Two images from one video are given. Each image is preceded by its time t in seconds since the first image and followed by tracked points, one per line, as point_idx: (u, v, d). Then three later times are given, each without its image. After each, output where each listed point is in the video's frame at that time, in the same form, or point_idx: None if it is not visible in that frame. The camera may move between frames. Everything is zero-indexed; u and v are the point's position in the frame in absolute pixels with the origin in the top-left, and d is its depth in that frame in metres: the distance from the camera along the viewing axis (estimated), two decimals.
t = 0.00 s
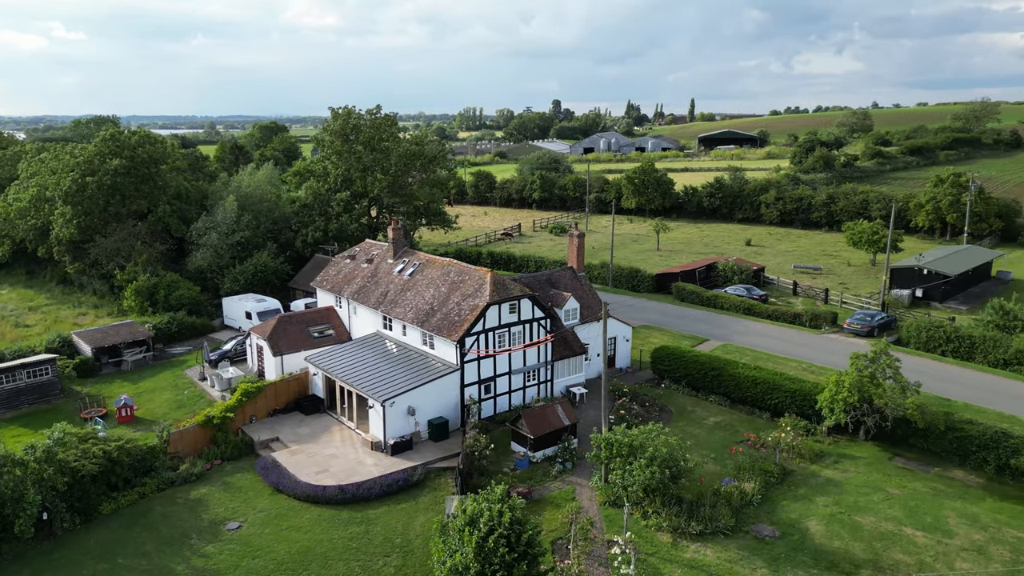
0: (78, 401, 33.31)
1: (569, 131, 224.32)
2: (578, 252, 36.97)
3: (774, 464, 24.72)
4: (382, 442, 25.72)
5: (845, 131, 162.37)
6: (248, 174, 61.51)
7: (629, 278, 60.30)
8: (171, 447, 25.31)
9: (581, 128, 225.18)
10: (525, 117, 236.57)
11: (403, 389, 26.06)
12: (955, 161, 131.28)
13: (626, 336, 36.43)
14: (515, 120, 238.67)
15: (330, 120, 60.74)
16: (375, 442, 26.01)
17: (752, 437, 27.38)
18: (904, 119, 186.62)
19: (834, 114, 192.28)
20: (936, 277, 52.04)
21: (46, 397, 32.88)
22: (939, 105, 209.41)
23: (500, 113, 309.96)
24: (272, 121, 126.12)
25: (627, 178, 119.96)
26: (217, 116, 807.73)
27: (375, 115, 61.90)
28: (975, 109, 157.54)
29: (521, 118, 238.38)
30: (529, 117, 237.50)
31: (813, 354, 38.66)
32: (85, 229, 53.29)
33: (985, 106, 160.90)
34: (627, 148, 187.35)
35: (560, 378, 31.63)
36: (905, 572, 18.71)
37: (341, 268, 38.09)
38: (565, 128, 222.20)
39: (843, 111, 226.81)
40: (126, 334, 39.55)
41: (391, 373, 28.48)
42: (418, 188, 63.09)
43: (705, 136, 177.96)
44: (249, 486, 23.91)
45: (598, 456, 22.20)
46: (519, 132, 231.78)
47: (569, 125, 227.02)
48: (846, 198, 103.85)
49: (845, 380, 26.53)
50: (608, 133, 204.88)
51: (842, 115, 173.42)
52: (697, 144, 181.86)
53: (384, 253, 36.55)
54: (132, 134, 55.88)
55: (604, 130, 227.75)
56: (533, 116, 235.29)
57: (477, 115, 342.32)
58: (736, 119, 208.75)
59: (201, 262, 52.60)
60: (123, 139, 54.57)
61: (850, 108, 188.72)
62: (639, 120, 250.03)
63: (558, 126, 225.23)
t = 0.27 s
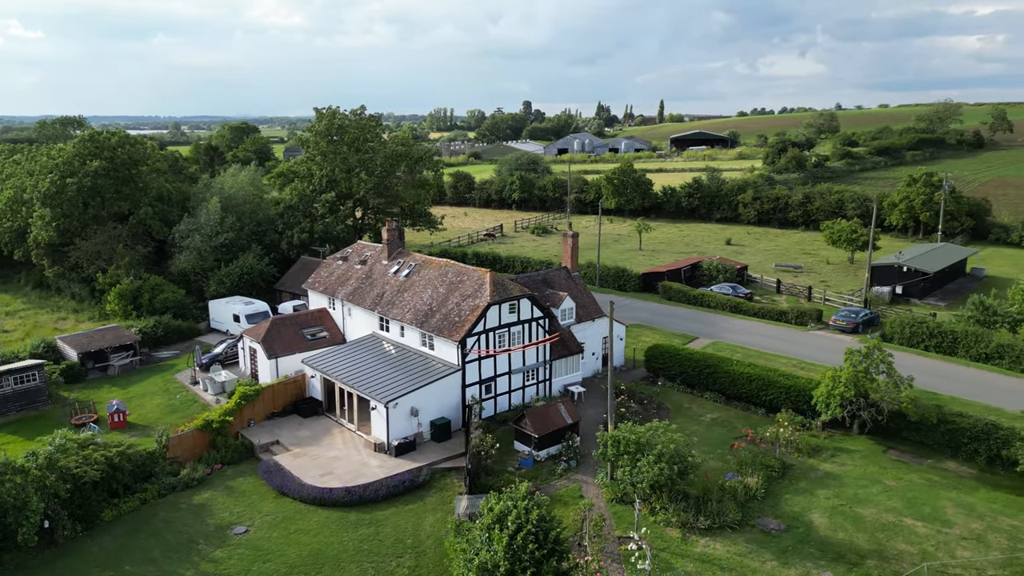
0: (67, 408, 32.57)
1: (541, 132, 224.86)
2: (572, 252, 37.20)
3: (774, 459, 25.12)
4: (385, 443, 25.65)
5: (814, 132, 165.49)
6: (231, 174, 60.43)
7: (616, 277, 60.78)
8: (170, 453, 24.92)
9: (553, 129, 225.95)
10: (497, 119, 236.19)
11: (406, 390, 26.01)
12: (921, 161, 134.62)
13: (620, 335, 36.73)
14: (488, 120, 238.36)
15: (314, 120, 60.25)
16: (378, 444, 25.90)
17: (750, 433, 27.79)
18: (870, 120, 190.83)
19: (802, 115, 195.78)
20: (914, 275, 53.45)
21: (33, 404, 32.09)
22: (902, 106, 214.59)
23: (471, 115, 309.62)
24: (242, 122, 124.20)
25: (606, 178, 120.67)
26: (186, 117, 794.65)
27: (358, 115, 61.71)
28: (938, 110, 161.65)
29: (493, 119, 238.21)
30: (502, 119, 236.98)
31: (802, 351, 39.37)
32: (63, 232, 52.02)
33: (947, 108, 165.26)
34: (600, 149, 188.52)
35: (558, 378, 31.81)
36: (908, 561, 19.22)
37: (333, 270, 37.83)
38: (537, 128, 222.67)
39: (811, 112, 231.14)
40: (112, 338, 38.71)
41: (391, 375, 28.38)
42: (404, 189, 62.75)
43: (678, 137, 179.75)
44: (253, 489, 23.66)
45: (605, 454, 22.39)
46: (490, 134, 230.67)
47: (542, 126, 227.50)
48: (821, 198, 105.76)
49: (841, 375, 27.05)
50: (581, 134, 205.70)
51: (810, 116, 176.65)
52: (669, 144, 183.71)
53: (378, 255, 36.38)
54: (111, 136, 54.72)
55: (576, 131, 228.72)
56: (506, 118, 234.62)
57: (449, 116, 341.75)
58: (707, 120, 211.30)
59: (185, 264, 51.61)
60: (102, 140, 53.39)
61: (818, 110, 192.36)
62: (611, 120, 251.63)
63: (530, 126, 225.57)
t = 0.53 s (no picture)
0: (55, 413, 31.84)
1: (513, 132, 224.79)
2: (566, 251, 37.43)
3: (774, 454, 25.57)
4: (389, 444, 25.59)
5: (784, 132, 168.29)
6: (214, 175, 59.23)
7: (602, 277, 61.21)
8: (170, 458, 24.56)
9: (525, 130, 226.20)
10: (469, 120, 234.43)
11: (409, 391, 25.98)
12: (887, 161, 137.73)
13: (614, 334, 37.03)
14: (460, 121, 237.49)
15: (298, 121, 59.54)
16: (381, 445, 25.83)
17: (748, 428, 28.24)
18: (837, 120, 194.66)
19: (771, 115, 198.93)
20: (894, 272, 54.82)
21: (20, 410, 31.30)
22: (867, 107, 219.36)
23: (443, 116, 308.48)
24: (213, 122, 122.10)
25: (586, 179, 118.99)
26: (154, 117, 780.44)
27: (341, 115, 61.18)
28: (903, 111, 165.49)
29: (466, 119, 237.40)
30: (474, 120, 234.93)
31: (791, 347, 40.07)
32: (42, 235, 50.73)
33: (911, 109, 169.37)
34: (573, 150, 189.28)
35: (555, 376, 31.98)
36: (911, 549, 19.75)
37: (325, 271, 37.55)
38: (509, 129, 222.74)
39: (779, 113, 234.97)
40: (98, 342, 37.84)
41: (391, 376, 28.31)
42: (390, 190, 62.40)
43: (650, 138, 181.21)
44: (257, 493, 23.45)
45: (611, 452, 22.60)
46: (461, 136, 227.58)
47: (514, 127, 227.57)
48: (797, 198, 107.47)
49: (836, 371, 27.65)
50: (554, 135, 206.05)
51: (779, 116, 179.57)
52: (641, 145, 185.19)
53: (372, 256, 36.19)
54: (90, 136, 53.42)
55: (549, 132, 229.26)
56: (478, 119, 232.44)
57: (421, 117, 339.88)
58: (678, 120, 213.39)
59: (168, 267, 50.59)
60: (81, 141, 52.09)
61: (788, 111, 195.58)
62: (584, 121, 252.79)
63: (503, 127, 225.46)
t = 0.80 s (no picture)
0: (43, 420, 31.12)
1: (485, 133, 224.44)
2: (559, 251, 37.65)
3: (773, 449, 26.03)
4: (392, 445, 25.54)
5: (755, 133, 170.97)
6: (196, 176, 58.19)
7: (588, 277, 61.59)
8: (170, 462, 24.23)
9: (496, 130, 226.37)
10: (441, 121, 231.96)
11: (412, 391, 25.95)
12: (855, 161, 140.78)
13: (607, 333, 37.33)
14: (433, 121, 236.52)
15: (281, 122, 58.55)
16: (384, 446, 25.76)
17: (745, 424, 28.71)
18: (804, 122, 198.26)
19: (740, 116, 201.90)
20: (874, 269, 56.18)
21: (8, 417, 30.52)
22: (834, 108, 223.78)
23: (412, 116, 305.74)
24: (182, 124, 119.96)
25: (566, 179, 120.47)
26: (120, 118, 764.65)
27: (326, 115, 60.36)
28: (868, 113, 169.16)
29: (439, 119, 236.52)
30: (445, 120, 232.69)
31: (780, 344, 40.80)
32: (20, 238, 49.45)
33: (876, 110, 173.32)
34: (547, 151, 189.86)
35: (553, 376, 32.17)
36: (912, 538, 20.34)
37: (318, 273, 37.29)
38: (482, 130, 222.57)
39: (748, 114, 238.60)
40: (84, 347, 37.06)
41: (391, 377, 28.24)
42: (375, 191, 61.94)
43: (623, 139, 182.48)
44: (262, 497, 23.24)
45: (617, 449, 22.83)
46: (432, 137, 224.01)
47: (486, 128, 227.45)
48: (772, 197, 109.25)
49: (831, 366, 28.27)
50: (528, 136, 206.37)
51: (748, 117, 182.35)
52: (614, 146, 186.18)
53: (366, 257, 36.02)
54: (68, 137, 52.22)
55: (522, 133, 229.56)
56: (449, 119, 230.11)
57: (389, 118, 335.60)
58: (650, 121, 215.35)
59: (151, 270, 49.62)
60: (59, 142, 50.90)
61: (759, 112, 198.54)
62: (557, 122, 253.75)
63: (475, 128, 225.10)
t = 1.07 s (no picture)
0: (32, 427, 30.41)
1: (457, 135, 224.21)
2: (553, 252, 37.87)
3: (772, 445, 26.51)
4: (396, 447, 25.49)
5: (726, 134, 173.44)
6: (178, 177, 57.17)
7: (575, 277, 61.97)
8: (171, 468, 23.88)
9: (469, 131, 226.36)
10: (412, 120, 229.01)
11: (415, 393, 25.91)
12: (824, 162, 143.63)
13: (601, 332, 37.63)
14: (407, 122, 235.43)
15: (265, 123, 57.68)
16: (388, 448, 25.68)
17: (742, 420, 29.20)
18: (774, 123, 201.54)
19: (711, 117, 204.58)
20: (854, 268, 57.53)
21: None
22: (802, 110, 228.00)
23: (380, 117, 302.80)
24: (149, 124, 117.62)
25: (546, 180, 121.31)
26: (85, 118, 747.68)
27: (311, 116, 59.54)
28: (835, 114, 172.50)
29: (413, 120, 235.47)
30: (418, 120, 230.83)
31: (769, 341, 41.51)
32: None
33: (842, 112, 176.99)
34: (520, 152, 190.08)
35: (551, 375, 32.36)
36: (913, 528, 20.92)
37: (311, 276, 37.00)
38: (454, 131, 222.37)
39: (719, 115, 241.85)
40: (70, 353, 36.27)
41: (392, 378, 28.16)
42: (361, 192, 61.42)
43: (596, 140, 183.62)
44: (267, 501, 23.04)
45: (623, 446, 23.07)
46: (405, 137, 221.69)
47: (459, 129, 227.06)
48: (749, 198, 110.87)
49: (825, 362, 28.92)
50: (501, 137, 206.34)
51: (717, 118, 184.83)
52: (587, 147, 187.05)
53: (360, 259, 35.86)
54: (46, 138, 51.01)
55: (494, 135, 229.66)
56: (421, 119, 228.15)
57: (357, 118, 330.72)
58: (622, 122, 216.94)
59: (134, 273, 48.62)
60: (37, 143, 49.71)
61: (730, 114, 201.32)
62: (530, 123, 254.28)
63: (448, 129, 224.47)
